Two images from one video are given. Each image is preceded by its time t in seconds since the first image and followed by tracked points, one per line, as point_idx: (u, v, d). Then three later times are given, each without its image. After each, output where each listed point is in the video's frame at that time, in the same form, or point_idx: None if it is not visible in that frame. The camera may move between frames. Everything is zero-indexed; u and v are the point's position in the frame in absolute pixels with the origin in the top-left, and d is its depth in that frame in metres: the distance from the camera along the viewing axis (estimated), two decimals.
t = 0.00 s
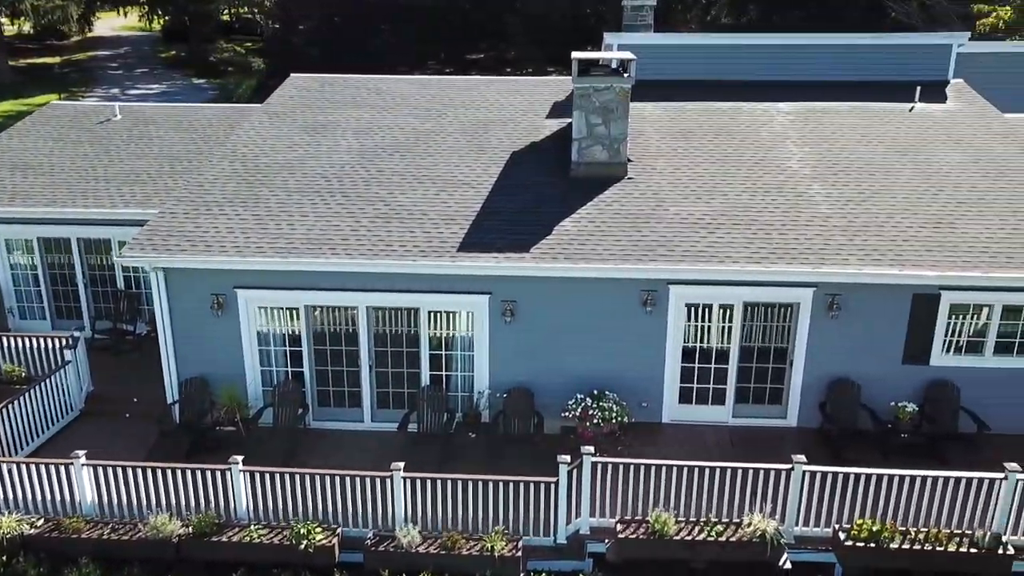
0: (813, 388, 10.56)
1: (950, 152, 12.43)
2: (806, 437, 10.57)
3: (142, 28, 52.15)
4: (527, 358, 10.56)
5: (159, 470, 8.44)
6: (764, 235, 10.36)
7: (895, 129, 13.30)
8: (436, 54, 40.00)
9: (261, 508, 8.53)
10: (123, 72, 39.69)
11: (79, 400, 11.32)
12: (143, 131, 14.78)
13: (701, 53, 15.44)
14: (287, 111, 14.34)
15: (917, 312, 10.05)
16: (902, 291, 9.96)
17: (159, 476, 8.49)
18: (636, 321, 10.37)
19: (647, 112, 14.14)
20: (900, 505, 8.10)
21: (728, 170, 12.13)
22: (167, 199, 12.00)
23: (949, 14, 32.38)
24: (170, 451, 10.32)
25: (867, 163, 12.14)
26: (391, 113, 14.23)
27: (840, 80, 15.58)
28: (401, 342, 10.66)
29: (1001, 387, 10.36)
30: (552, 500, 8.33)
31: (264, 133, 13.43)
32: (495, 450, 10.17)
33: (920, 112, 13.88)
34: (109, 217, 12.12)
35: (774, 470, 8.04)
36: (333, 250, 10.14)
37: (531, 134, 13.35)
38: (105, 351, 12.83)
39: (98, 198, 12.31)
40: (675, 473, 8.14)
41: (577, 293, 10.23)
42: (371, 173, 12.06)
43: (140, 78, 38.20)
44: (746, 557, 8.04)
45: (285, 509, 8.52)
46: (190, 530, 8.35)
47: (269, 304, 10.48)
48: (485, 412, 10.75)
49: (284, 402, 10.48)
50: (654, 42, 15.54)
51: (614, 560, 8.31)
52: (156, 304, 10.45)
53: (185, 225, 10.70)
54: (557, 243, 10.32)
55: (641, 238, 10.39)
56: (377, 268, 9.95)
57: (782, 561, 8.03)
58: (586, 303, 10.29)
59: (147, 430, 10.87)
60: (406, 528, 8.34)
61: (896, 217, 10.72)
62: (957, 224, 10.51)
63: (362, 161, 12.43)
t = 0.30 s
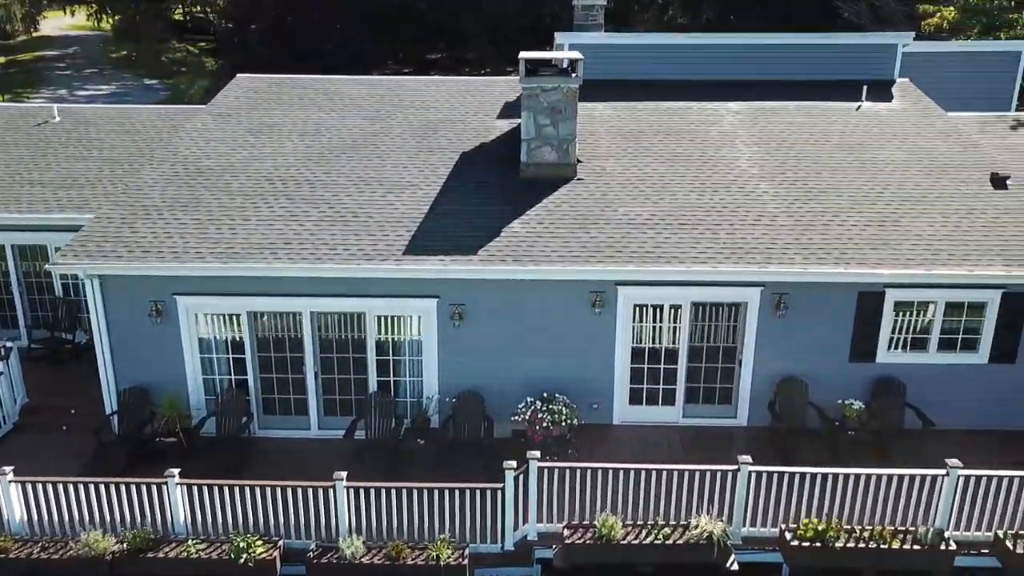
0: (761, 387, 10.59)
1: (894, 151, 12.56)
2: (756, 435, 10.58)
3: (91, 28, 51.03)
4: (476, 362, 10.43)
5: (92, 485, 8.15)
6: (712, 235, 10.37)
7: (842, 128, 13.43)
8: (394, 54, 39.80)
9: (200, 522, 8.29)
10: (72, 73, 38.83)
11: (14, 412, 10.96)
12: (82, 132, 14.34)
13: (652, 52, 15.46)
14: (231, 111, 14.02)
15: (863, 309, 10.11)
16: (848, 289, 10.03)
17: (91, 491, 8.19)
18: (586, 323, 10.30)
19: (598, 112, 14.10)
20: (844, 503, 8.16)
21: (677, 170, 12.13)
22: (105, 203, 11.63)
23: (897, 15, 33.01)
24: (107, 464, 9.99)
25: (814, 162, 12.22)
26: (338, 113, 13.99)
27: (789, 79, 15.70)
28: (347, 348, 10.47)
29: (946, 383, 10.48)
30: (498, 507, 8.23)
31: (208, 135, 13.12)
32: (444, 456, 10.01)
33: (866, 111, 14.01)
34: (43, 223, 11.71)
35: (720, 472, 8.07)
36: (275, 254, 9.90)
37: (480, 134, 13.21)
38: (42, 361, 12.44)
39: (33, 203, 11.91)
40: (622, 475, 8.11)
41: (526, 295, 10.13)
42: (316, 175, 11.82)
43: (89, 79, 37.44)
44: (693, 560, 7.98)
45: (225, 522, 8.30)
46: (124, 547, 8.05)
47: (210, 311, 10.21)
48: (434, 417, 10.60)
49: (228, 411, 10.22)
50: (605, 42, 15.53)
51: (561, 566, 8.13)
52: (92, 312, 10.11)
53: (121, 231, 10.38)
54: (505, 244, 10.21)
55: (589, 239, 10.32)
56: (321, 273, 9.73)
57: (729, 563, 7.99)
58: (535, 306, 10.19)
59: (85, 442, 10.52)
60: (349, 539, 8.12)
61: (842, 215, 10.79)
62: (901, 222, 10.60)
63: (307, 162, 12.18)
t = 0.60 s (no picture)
0: (714, 387, 10.58)
1: (844, 150, 12.65)
2: (709, 435, 10.57)
3: (42, 27, 49.92)
4: (427, 367, 10.28)
5: (23, 502, 7.85)
6: (662, 236, 10.40)
7: (793, 127, 13.51)
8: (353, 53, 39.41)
9: (139, 537, 8.04)
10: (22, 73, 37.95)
11: None
12: (22, 134, 13.91)
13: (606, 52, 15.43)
14: (177, 112, 13.69)
15: (813, 308, 10.15)
16: (798, 288, 10.06)
17: (23, 509, 7.89)
18: (537, 326, 10.20)
19: (552, 112, 14.03)
20: (794, 503, 8.15)
21: (629, 171, 12.11)
22: (42, 208, 11.27)
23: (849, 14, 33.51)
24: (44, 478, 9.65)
25: (765, 161, 12.26)
26: (288, 114, 13.73)
27: (742, 79, 15.79)
28: (295, 354, 10.25)
29: (895, 380, 10.55)
30: (447, 515, 8.11)
31: (152, 137, 12.79)
32: (394, 463, 9.83)
33: (817, 111, 14.11)
34: None
35: (670, 474, 8.05)
36: (218, 259, 9.65)
37: (432, 135, 13.05)
38: None
39: None
40: (571, 479, 8.03)
41: (476, 298, 10.00)
42: (263, 177, 11.57)
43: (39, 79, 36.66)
44: (644, 565, 7.90)
45: (164, 537, 8.05)
46: (58, 565, 7.80)
47: (152, 318, 9.92)
48: (385, 424, 10.44)
49: (172, 421, 9.93)
50: (560, 42, 15.46)
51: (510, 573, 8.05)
52: (27, 321, 9.78)
53: (58, 236, 10.05)
54: (455, 246, 10.06)
55: (540, 240, 10.22)
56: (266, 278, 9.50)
57: (679, 565, 7.91)
58: (485, 309, 10.06)
59: (22, 455, 10.17)
60: (293, 551, 7.93)
61: (792, 215, 10.85)
62: (850, 221, 10.66)
63: (255, 165, 11.93)
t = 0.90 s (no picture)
0: (663, 388, 10.54)
1: (790, 149, 12.75)
2: (658, 436, 10.53)
3: None
4: (372, 373, 10.09)
5: None
6: (609, 237, 10.37)
7: (741, 127, 13.57)
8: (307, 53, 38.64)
9: (67, 556, 7.75)
10: None
11: None
12: None
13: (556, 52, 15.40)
14: (115, 114, 13.29)
15: (759, 307, 10.17)
16: (743, 288, 10.08)
17: None
18: (485, 330, 10.06)
19: (501, 112, 13.91)
20: (738, 505, 8.15)
21: (577, 172, 12.04)
22: None
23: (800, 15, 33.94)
24: None
25: (712, 162, 12.32)
26: (230, 115, 13.41)
27: (691, 79, 15.84)
28: (235, 362, 9.98)
29: (840, 378, 10.63)
30: (390, 525, 7.93)
31: (87, 139, 12.41)
32: (339, 473, 9.63)
33: (765, 111, 14.21)
34: None
35: (615, 479, 7.99)
36: (153, 267, 9.35)
37: (378, 136, 12.85)
38: None
39: None
40: (516, 486, 7.93)
41: (421, 302, 9.83)
42: (203, 180, 11.27)
43: None
44: (591, 571, 7.79)
45: (96, 556, 7.79)
46: None
47: (84, 328, 9.58)
48: (330, 432, 10.24)
49: (109, 433, 9.53)
50: (509, 42, 15.35)
51: None
52: None
53: None
54: (399, 249, 9.90)
55: (486, 243, 10.10)
56: (203, 285, 9.23)
57: (625, 570, 7.80)
58: (431, 313, 9.90)
59: None
60: (230, 567, 7.69)
61: (737, 216, 10.89)
62: (795, 221, 10.72)
63: (194, 167, 11.61)
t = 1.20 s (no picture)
0: (616, 389, 10.50)
1: (742, 149, 12.80)
2: (613, 437, 10.48)
3: None
4: (322, 379, 9.91)
5: None
6: (561, 238, 10.30)
7: (694, 126, 13.60)
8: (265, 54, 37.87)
9: None
10: None
11: None
12: None
13: (511, 52, 15.32)
14: (55, 116, 12.91)
15: (710, 307, 10.17)
16: (695, 287, 10.07)
17: None
18: (435, 334, 9.93)
19: (454, 112, 13.78)
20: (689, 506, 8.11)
21: (531, 173, 11.95)
22: None
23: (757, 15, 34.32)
24: None
25: (664, 162, 12.34)
26: (176, 116, 13.09)
27: (646, 79, 15.86)
28: (180, 370, 9.72)
29: (792, 377, 10.67)
30: (336, 535, 7.70)
31: (26, 141, 12.04)
32: (287, 482, 9.41)
33: (718, 110, 14.25)
34: None
35: (565, 483, 7.89)
36: (91, 273, 9.06)
37: (329, 137, 12.64)
38: None
39: None
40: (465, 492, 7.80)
41: (369, 306, 9.67)
42: (145, 184, 10.98)
43: None
44: None
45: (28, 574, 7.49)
46: None
47: (19, 337, 9.25)
48: (279, 440, 10.03)
49: (47, 444, 9.29)
50: (463, 41, 15.21)
51: None
52: None
53: None
54: (347, 253, 9.72)
55: (436, 245, 9.97)
56: (143, 291, 8.96)
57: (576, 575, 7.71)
58: (380, 317, 9.74)
59: None
60: None
61: (689, 216, 10.89)
62: (746, 220, 10.74)
63: (136, 170, 11.30)
